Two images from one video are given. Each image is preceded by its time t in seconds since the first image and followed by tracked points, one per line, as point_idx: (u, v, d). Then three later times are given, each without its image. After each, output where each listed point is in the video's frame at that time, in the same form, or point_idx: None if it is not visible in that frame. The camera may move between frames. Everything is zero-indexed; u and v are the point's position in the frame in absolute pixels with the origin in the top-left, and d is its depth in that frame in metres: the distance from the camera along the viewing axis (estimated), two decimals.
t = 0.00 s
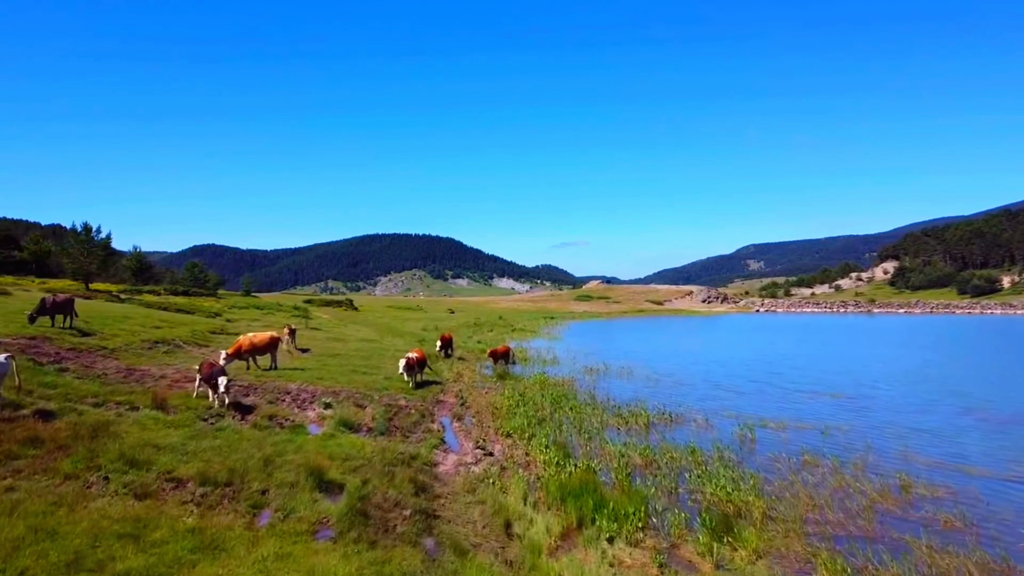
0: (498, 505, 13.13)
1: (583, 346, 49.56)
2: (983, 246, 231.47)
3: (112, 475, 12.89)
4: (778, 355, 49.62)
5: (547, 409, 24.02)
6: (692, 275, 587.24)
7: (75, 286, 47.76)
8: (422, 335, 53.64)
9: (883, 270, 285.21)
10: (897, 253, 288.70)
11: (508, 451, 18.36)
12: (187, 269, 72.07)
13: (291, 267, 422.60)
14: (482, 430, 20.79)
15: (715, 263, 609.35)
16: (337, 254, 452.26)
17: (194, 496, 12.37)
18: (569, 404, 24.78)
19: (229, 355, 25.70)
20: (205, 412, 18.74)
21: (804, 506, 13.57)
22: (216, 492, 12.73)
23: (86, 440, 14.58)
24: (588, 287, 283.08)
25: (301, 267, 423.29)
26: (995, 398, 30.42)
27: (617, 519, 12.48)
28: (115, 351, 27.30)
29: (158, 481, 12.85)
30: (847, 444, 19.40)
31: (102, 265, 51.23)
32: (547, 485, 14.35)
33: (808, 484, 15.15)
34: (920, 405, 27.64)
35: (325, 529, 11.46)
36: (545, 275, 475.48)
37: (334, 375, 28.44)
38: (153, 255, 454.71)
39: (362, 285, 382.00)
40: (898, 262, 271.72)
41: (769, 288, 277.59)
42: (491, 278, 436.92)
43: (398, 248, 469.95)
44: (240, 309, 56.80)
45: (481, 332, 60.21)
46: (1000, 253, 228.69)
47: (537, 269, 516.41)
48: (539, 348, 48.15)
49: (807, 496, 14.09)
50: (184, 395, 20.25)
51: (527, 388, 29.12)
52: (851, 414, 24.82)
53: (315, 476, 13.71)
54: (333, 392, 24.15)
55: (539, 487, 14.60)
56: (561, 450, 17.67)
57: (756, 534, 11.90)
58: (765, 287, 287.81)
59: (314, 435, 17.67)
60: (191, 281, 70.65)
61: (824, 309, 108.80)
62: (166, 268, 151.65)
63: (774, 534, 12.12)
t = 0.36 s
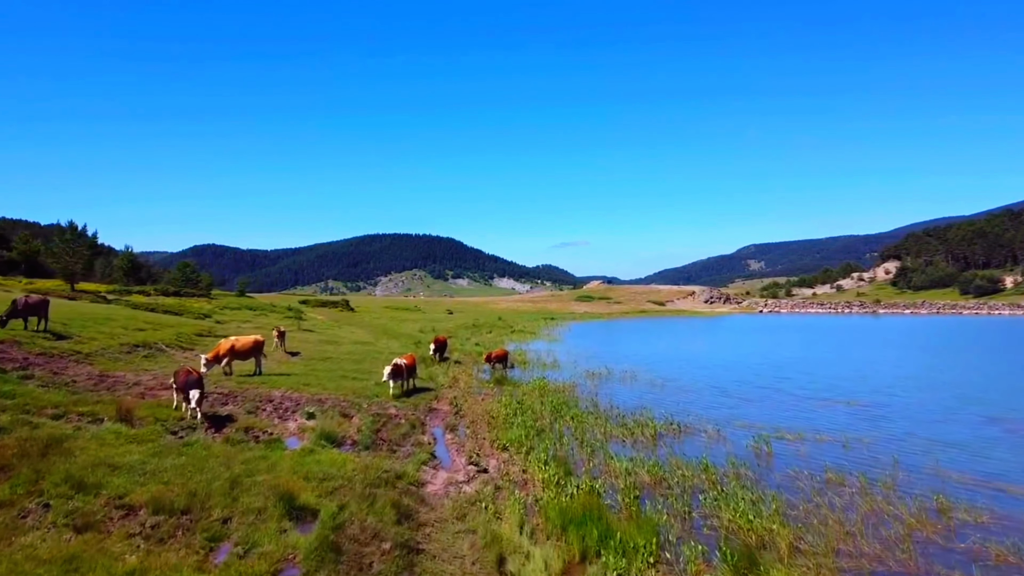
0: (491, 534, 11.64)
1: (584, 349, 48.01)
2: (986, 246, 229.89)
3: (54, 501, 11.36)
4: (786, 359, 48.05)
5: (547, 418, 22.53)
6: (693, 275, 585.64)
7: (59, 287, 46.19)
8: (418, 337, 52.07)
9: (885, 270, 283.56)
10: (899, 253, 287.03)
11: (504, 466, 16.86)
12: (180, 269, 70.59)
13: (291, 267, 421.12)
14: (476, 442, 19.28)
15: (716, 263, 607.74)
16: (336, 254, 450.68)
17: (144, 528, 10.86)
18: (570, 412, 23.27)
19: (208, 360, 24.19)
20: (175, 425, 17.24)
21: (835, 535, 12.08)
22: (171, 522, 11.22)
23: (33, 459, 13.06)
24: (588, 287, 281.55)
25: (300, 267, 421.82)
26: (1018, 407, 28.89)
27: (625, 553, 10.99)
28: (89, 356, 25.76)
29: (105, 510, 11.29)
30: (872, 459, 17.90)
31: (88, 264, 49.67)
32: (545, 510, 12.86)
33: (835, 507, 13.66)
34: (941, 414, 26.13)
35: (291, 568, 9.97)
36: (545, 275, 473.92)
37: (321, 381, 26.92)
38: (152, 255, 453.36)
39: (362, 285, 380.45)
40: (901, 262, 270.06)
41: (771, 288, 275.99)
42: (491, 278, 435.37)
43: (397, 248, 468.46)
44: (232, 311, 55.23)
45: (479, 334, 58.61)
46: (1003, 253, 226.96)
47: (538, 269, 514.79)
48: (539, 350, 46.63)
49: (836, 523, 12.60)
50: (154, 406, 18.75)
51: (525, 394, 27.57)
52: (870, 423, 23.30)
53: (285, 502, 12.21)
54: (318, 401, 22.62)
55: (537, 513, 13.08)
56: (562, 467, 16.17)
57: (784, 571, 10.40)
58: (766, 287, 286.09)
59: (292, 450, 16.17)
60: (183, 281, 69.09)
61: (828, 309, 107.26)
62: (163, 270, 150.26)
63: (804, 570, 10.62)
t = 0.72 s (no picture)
0: (482, 568, 10.31)
1: (586, 352, 46.59)
2: (988, 246, 228.36)
3: None
4: (794, 362, 46.60)
5: (547, 428, 21.15)
6: (693, 275, 584.23)
7: (44, 288, 44.87)
8: (415, 339, 50.67)
9: (886, 270, 282.06)
10: (901, 253, 285.61)
11: (500, 483, 15.50)
12: (173, 269, 69.13)
13: (290, 267, 419.77)
14: (470, 455, 17.91)
15: (716, 263, 606.36)
16: (336, 253, 449.53)
17: (84, 565, 9.49)
18: (571, 421, 21.88)
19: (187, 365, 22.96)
20: (141, 438, 15.85)
21: (870, 567, 10.72)
22: (116, 558, 9.83)
23: None
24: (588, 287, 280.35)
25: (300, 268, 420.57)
26: None
27: None
28: (63, 362, 24.40)
29: (42, 543, 9.89)
30: (900, 475, 16.51)
31: (74, 264, 48.32)
32: (544, 539, 11.51)
33: (867, 534, 12.30)
34: (963, 424, 24.72)
35: None
36: (545, 275, 472.59)
37: (308, 387, 25.53)
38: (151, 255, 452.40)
39: (361, 284, 379.25)
40: (902, 262, 268.66)
41: (772, 288, 274.66)
42: (491, 278, 434.06)
43: (397, 248, 467.16)
44: (224, 312, 53.78)
45: (478, 335, 57.16)
46: (1005, 253, 225.46)
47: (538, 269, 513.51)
48: (538, 353, 45.22)
49: (870, 554, 11.24)
50: (122, 417, 17.38)
51: (524, 401, 26.17)
52: (890, 434, 21.90)
53: (251, 531, 10.84)
54: (302, 410, 21.23)
55: (536, 542, 11.71)
56: (564, 485, 14.80)
57: None
58: (766, 288, 284.66)
59: (267, 468, 14.78)
60: (175, 281, 67.76)
61: (831, 309, 105.88)
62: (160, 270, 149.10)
63: None
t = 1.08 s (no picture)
0: None
1: (587, 354, 45.06)
2: (991, 246, 226.78)
3: None
4: (802, 366, 45.05)
5: (547, 440, 19.62)
6: (694, 275, 582.69)
7: (26, 288, 43.35)
8: (411, 341, 49.16)
9: (888, 269, 280.45)
10: (903, 253, 284.06)
11: (494, 505, 13.97)
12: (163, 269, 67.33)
13: (290, 267, 418.38)
14: (462, 472, 16.39)
15: (717, 263, 604.85)
16: (335, 253, 447.95)
17: None
18: (572, 432, 20.36)
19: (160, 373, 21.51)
20: (97, 455, 14.30)
21: None
22: None
23: None
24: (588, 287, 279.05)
25: (299, 268, 419.24)
26: None
27: None
28: (31, 368, 22.89)
29: None
30: (935, 495, 14.97)
31: (58, 264, 46.83)
32: None
33: (911, 571, 10.78)
34: (991, 434, 23.17)
35: None
36: (546, 275, 471.22)
37: (292, 395, 23.97)
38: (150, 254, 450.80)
39: (360, 284, 377.60)
40: (904, 262, 267.12)
41: (773, 288, 273.10)
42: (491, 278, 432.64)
43: (397, 248, 465.57)
44: (215, 313, 52.18)
45: (476, 338, 55.48)
46: (1008, 253, 223.83)
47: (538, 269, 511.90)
48: (538, 356, 43.64)
49: None
50: (81, 432, 15.90)
51: (522, 409, 24.64)
52: (916, 446, 20.36)
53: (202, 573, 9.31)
54: (283, 422, 19.69)
55: None
56: (566, 510, 13.26)
57: None
58: (767, 288, 283.03)
59: (233, 491, 13.23)
60: (166, 281, 66.28)
61: (836, 309, 104.26)
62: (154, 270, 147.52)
63: None
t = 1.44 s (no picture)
0: None
1: (589, 358, 43.43)
2: (993, 246, 225.17)
3: None
4: (812, 370, 43.40)
5: (546, 454, 18.05)
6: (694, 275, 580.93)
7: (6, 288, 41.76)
8: (406, 344, 47.56)
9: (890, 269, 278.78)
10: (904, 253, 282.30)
11: (486, 534, 12.41)
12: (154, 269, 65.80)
13: (289, 267, 417.00)
14: (452, 493, 14.82)
15: (718, 263, 603.15)
16: (334, 253, 446.30)
17: None
18: (574, 445, 18.78)
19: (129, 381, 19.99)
20: (38, 478, 12.66)
21: None
22: None
23: None
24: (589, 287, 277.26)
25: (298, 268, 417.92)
26: None
27: None
28: None
29: None
30: (981, 522, 13.40)
31: (40, 263, 45.27)
32: None
33: None
34: None
35: None
36: (546, 275, 469.66)
37: (273, 403, 22.35)
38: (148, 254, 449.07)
39: (360, 284, 375.94)
40: (906, 262, 265.49)
41: (773, 288, 270.68)
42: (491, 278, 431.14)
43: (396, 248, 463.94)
44: (204, 314, 50.60)
45: (474, 340, 53.82)
46: (1011, 253, 222.14)
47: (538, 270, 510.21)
48: (537, 359, 42.03)
49: None
50: (30, 450, 14.28)
51: (519, 418, 23.05)
52: (946, 461, 18.79)
53: None
54: (259, 435, 18.07)
55: None
56: (568, 541, 11.69)
57: None
58: (769, 288, 281.19)
59: (187, 521, 11.61)
60: (156, 282, 64.72)
61: (841, 309, 102.50)
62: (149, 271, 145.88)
63: None
